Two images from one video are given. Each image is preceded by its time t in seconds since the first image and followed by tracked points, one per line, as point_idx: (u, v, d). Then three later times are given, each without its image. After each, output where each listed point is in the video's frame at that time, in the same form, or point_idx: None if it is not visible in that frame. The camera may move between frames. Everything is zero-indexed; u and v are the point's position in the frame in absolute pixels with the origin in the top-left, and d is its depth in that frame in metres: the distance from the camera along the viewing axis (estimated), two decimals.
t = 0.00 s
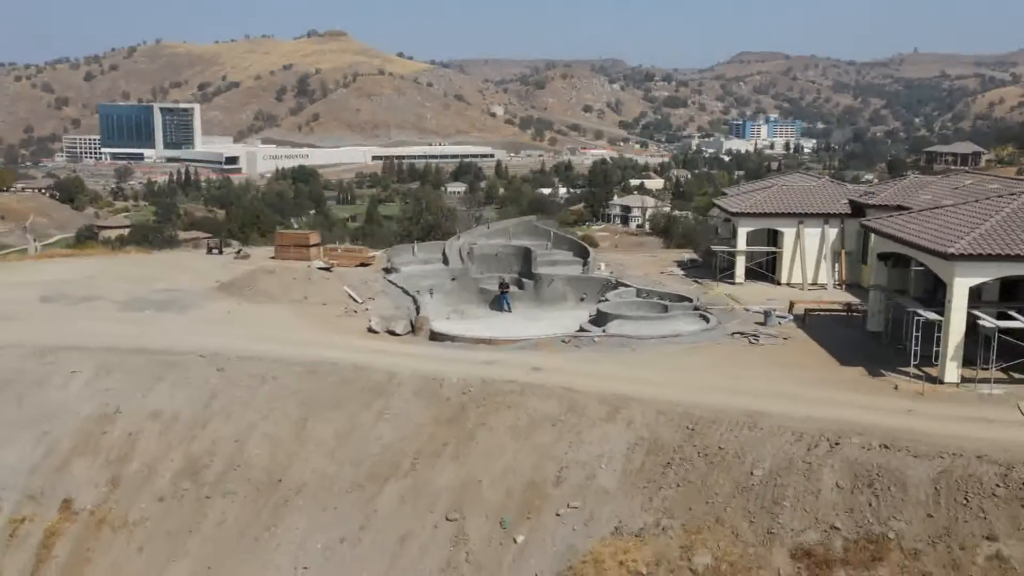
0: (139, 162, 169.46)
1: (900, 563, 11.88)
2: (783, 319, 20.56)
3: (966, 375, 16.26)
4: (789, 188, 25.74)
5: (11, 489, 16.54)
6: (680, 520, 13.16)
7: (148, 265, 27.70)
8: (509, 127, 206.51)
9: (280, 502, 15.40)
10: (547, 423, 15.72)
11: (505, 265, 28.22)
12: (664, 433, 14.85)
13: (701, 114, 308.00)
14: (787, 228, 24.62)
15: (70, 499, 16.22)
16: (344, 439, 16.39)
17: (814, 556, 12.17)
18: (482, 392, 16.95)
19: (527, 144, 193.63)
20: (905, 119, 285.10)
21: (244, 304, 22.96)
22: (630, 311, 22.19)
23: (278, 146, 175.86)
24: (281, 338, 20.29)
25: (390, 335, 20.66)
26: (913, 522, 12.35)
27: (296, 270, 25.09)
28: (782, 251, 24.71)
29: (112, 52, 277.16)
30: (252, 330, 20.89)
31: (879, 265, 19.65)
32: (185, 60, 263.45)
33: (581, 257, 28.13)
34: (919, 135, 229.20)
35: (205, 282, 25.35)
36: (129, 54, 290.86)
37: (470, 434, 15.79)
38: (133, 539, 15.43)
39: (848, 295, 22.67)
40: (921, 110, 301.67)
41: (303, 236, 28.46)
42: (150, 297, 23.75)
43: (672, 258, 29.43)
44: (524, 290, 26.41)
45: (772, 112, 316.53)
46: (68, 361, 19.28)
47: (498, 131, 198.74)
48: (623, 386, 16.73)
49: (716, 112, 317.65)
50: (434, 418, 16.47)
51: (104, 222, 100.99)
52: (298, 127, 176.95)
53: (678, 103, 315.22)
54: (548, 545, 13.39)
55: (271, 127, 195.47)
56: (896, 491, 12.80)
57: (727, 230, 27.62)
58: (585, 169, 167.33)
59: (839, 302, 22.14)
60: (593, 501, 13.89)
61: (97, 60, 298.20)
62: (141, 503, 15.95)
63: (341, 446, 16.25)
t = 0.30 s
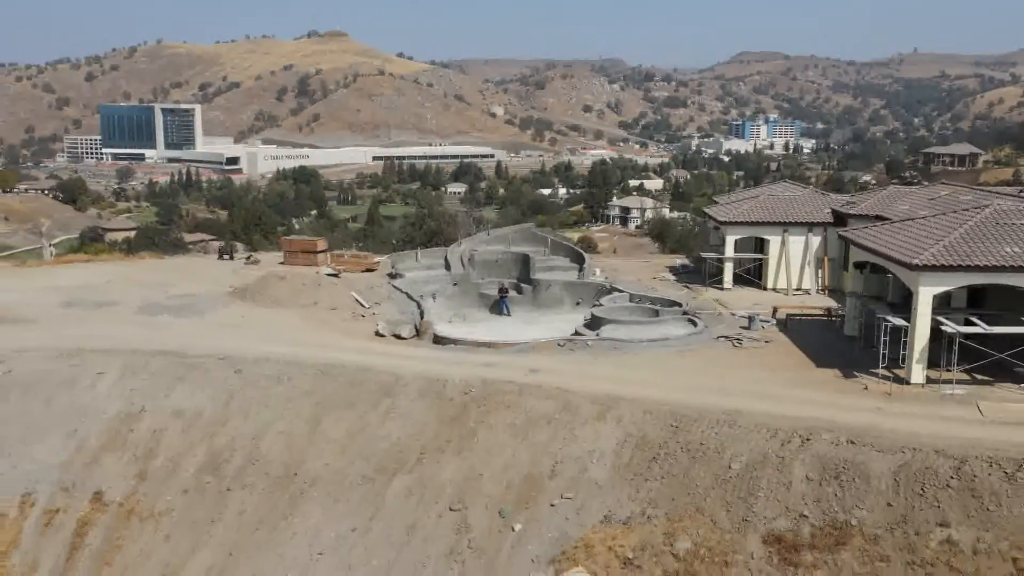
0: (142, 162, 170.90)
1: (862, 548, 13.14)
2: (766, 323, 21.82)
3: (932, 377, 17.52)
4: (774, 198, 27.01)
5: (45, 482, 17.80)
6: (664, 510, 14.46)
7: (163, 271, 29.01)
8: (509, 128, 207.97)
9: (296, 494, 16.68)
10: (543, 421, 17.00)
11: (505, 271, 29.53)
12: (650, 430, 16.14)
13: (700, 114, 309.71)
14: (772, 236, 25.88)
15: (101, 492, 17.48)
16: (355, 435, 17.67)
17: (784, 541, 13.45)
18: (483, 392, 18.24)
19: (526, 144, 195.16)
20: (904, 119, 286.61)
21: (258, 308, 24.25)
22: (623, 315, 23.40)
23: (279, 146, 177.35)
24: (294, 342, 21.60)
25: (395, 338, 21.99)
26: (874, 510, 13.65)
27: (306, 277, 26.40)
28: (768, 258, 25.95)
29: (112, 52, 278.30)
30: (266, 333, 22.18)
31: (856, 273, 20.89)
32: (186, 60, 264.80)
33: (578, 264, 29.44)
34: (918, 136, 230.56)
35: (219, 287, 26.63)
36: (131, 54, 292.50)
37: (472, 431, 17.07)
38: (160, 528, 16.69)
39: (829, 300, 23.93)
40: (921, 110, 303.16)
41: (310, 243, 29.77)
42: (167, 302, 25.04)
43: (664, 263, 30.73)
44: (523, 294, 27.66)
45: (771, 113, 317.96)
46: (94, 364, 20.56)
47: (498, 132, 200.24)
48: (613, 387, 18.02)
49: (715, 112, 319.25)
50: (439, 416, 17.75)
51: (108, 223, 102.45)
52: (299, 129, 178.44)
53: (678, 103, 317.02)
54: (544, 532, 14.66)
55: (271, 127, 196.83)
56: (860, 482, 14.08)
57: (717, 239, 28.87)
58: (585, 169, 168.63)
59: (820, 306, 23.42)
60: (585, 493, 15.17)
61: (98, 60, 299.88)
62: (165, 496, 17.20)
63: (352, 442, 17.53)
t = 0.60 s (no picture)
0: (143, 159, 172.16)
1: (829, 529, 14.46)
2: (751, 323, 23.10)
3: (901, 373, 18.82)
4: (761, 202, 28.27)
5: (75, 471, 19.11)
6: (649, 496, 15.80)
7: (177, 272, 30.38)
8: (509, 124, 209.30)
9: (310, 482, 17.99)
10: (540, 415, 18.31)
11: (504, 272, 30.81)
12: (639, 423, 17.46)
13: (700, 110, 310.96)
14: (759, 239, 27.13)
15: (127, 480, 18.78)
16: (364, 427, 18.99)
17: (758, 523, 14.76)
18: (484, 387, 19.54)
19: (526, 141, 196.43)
20: (904, 115, 287.92)
21: (269, 308, 25.55)
22: (616, 315, 24.69)
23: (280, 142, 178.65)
24: (305, 340, 22.91)
25: (400, 337, 23.32)
26: (841, 495, 14.96)
27: (314, 279, 27.71)
28: (755, 260, 27.20)
29: (112, 49, 279.49)
30: (278, 333, 23.49)
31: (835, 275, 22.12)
32: (186, 56, 265.87)
33: (574, 265, 30.71)
34: (918, 132, 232.05)
35: (231, 288, 27.92)
36: (133, 51, 293.79)
37: (473, 423, 18.39)
38: (183, 514, 17.98)
39: (812, 299, 25.21)
40: (920, 107, 304.46)
41: (318, 245, 31.11)
42: (182, 302, 26.36)
43: (657, 264, 32.04)
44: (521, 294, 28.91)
45: (771, 109, 319.06)
46: (118, 362, 21.88)
47: (499, 129, 201.53)
48: (605, 382, 19.34)
49: (715, 108, 320.54)
50: (442, 410, 19.06)
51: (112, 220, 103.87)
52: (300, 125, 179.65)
53: (677, 99, 318.27)
54: (539, 517, 15.98)
55: (272, 123, 198.00)
56: (829, 470, 15.40)
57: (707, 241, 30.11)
58: (585, 165, 169.94)
59: (803, 306, 24.69)
60: (578, 480, 16.50)
61: (99, 56, 301.09)
62: (188, 483, 18.51)
63: (361, 434, 18.84)
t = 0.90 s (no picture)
0: (144, 151, 173.47)
1: (801, 508, 15.81)
2: (737, 317, 24.41)
3: (874, 365, 20.15)
4: (750, 201, 29.50)
5: (101, 456, 20.42)
6: (637, 479, 17.15)
7: (190, 268, 31.70)
8: (509, 116, 210.88)
9: (323, 465, 19.33)
10: (536, 403, 19.66)
11: (504, 267, 32.07)
12: (629, 411, 18.80)
13: (699, 101, 312.28)
14: (747, 237, 28.35)
15: (151, 464, 20.09)
16: (372, 415, 20.31)
17: (737, 503, 16.12)
18: (484, 377, 20.87)
19: (526, 133, 197.77)
20: (904, 107, 289.20)
21: (279, 303, 26.85)
22: (610, 309, 25.97)
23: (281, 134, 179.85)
24: (315, 334, 24.25)
25: (404, 331, 24.67)
26: (813, 477, 16.31)
27: (322, 276, 29.03)
28: (744, 256, 28.47)
29: (112, 41, 280.34)
30: (290, 327, 24.82)
31: (816, 273, 23.37)
32: (186, 47, 266.80)
33: (571, 261, 31.94)
34: (917, 124, 233.14)
35: (242, 284, 29.22)
36: (132, 41, 294.67)
37: (474, 412, 19.72)
38: (204, 496, 19.28)
39: (797, 294, 26.50)
40: (920, 99, 305.49)
41: (325, 242, 32.44)
42: (196, 298, 27.66)
43: (650, 260, 33.36)
44: (520, 289, 30.09)
45: (770, 100, 320.25)
46: (138, 354, 23.17)
47: (499, 121, 203.03)
48: (597, 373, 20.68)
49: (714, 99, 321.64)
50: (445, 399, 20.38)
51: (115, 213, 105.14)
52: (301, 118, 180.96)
53: (677, 90, 319.62)
54: (536, 498, 17.30)
55: (273, 115, 199.10)
56: (803, 454, 16.76)
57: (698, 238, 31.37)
58: (584, 157, 171.19)
59: (787, 301, 25.97)
60: (572, 464, 17.84)
61: (98, 47, 301.77)
62: (207, 468, 19.81)
63: (369, 421, 20.18)
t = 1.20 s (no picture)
0: (144, 137, 174.30)
1: (777, 483, 17.17)
2: (724, 305, 25.70)
3: (851, 352, 21.42)
4: (740, 194, 30.69)
5: (124, 437, 21.75)
6: (627, 457, 18.52)
7: (201, 258, 32.97)
8: (510, 101, 211.62)
9: (334, 445, 20.67)
10: (533, 387, 20.98)
11: (503, 257, 33.31)
12: (619, 394, 20.12)
13: (699, 87, 312.59)
14: (737, 228, 29.56)
15: (172, 444, 21.41)
16: (379, 398, 21.64)
17: (718, 479, 17.47)
18: (485, 363, 22.18)
19: (526, 118, 198.54)
20: (905, 92, 289.57)
21: (288, 293, 28.14)
22: (604, 298, 27.24)
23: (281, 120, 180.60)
24: (324, 323, 25.54)
25: (409, 318, 25.97)
26: (789, 455, 17.65)
27: (329, 267, 30.31)
28: (733, 247, 29.69)
29: (112, 26, 280.55)
30: (299, 316, 26.12)
31: (800, 264, 24.60)
32: (186, 32, 267.08)
33: (568, 251, 33.18)
34: (917, 109, 233.43)
35: (252, 273, 30.52)
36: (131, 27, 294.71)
37: (476, 395, 21.05)
38: (222, 474, 20.62)
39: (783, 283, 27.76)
40: (921, 84, 305.35)
41: (331, 232, 33.72)
42: (209, 287, 28.95)
43: (644, 250, 34.62)
44: (519, 278, 31.30)
45: (771, 85, 320.48)
46: (157, 342, 24.49)
47: (499, 107, 203.76)
48: (590, 359, 21.98)
49: (714, 85, 321.86)
50: (447, 383, 21.70)
51: (118, 199, 106.19)
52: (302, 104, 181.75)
53: (677, 75, 320.05)
54: (533, 475, 18.63)
55: (273, 101, 199.81)
56: (780, 434, 18.09)
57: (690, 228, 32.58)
58: (584, 143, 172.10)
59: (774, 290, 27.20)
60: (567, 444, 19.16)
61: (97, 32, 301.82)
62: (224, 448, 21.13)
63: (376, 404, 21.48)
